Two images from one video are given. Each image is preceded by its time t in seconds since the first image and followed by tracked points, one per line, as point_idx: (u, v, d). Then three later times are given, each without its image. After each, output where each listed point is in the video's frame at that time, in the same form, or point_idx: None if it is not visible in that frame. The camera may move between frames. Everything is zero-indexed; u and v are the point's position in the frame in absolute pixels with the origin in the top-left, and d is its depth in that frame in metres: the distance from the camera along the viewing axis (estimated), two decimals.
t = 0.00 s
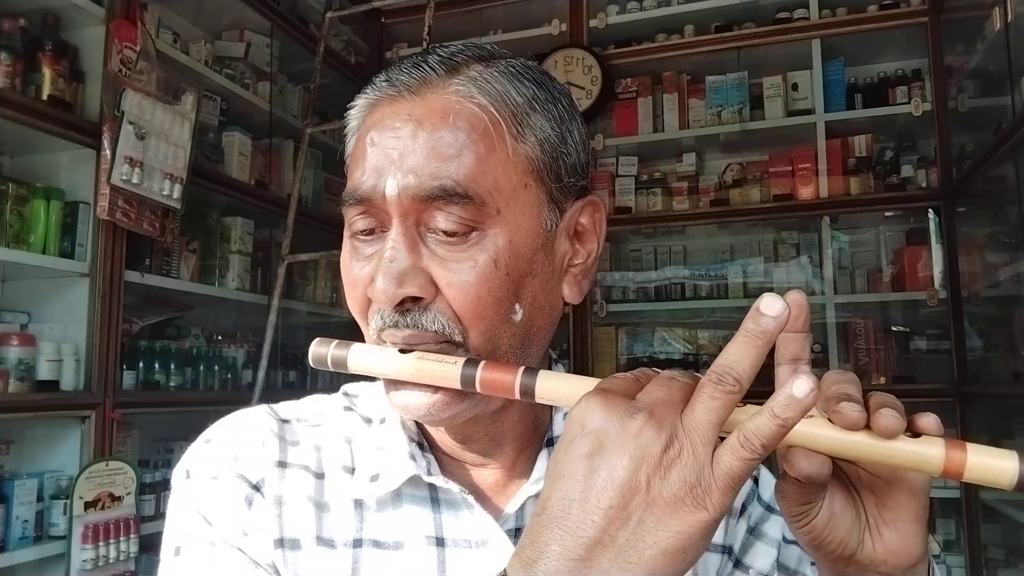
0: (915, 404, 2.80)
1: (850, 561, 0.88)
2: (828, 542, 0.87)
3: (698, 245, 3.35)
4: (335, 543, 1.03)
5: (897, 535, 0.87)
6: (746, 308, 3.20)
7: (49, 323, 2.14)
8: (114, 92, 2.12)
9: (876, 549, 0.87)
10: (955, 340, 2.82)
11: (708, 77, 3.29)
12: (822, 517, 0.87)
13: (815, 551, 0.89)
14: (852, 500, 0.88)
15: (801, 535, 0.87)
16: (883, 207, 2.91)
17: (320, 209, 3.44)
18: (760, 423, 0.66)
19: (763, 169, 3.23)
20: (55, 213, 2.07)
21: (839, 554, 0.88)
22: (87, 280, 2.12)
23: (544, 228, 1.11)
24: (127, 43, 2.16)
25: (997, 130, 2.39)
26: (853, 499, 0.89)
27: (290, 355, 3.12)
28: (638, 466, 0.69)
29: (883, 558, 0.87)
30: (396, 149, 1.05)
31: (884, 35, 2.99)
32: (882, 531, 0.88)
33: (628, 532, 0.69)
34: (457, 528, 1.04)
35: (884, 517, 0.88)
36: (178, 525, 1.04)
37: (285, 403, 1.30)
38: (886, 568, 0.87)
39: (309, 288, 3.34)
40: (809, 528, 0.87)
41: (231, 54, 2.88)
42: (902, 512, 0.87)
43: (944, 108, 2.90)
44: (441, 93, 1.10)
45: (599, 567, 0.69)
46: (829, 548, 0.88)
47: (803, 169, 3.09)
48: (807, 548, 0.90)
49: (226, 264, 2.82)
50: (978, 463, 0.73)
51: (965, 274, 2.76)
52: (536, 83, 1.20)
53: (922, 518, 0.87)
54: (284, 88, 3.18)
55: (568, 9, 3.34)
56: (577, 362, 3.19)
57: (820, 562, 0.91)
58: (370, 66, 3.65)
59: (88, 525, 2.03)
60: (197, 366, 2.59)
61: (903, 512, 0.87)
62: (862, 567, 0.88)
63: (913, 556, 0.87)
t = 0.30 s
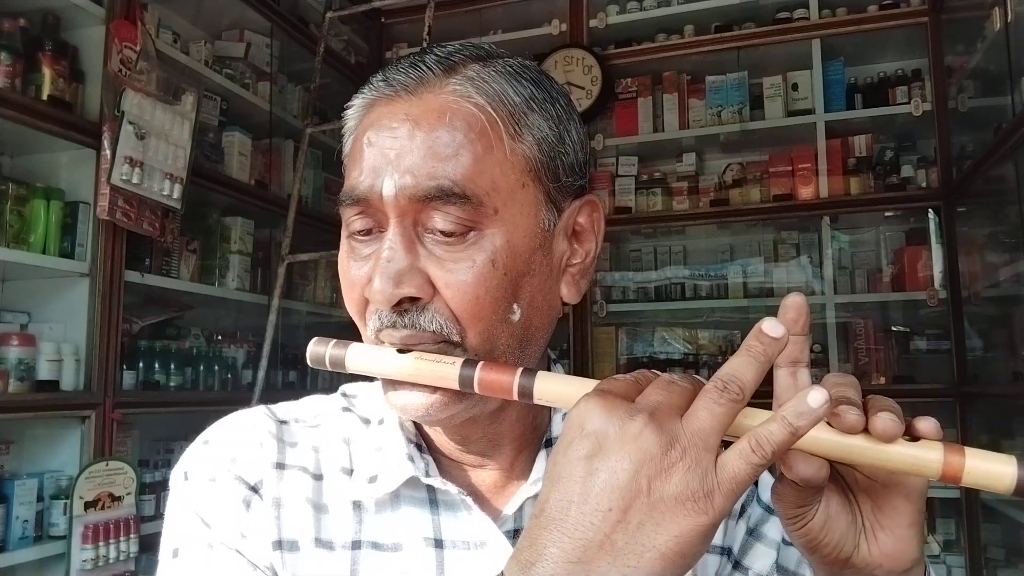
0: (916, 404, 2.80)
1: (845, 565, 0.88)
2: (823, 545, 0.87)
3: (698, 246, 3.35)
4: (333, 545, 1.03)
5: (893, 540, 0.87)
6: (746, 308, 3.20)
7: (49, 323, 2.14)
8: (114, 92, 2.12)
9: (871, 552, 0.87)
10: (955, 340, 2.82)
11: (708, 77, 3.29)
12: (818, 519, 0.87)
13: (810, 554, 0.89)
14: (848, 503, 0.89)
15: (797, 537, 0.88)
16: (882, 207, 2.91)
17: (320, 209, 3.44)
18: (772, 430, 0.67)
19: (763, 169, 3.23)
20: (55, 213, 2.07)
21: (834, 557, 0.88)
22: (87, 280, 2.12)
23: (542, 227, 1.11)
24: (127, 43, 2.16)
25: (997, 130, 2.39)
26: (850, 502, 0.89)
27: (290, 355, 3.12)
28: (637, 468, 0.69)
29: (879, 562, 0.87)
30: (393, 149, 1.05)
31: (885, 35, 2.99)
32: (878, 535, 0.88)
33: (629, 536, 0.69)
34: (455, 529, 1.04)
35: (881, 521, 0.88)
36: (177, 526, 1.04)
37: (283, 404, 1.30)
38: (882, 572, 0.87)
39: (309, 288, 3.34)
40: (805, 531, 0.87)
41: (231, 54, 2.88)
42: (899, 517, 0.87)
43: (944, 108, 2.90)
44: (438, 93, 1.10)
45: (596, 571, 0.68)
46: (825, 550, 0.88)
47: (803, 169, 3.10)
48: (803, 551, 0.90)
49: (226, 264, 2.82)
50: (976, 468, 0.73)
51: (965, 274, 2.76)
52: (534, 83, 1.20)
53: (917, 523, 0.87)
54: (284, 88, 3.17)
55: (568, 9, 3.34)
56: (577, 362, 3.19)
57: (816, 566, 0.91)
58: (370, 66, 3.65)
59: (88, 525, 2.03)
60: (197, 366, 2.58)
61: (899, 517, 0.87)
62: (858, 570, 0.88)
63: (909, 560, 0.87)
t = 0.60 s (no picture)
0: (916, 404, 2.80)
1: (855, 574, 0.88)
2: (833, 556, 0.88)
3: (698, 245, 3.35)
4: (332, 547, 1.03)
5: (901, 549, 0.87)
6: (746, 308, 3.20)
7: (49, 323, 2.14)
8: (113, 92, 2.12)
9: (880, 562, 0.87)
10: (955, 340, 2.82)
11: (708, 78, 3.29)
12: (827, 531, 0.87)
13: (820, 564, 0.90)
14: (858, 514, 0.89)
15: (807, 549, 0.88)
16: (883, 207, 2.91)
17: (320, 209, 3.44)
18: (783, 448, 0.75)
19: (763, 169, 3.23)
20: (55, 213, 2.07)
21: (843, 568, 0.88)
22: (87, 280, 2.12)
23: (544, 225, 1.11)
24: (127, 43, 2.16)
25: (997, 130, 2.39)
26: (859, 513, 0.89)
27: (290, 355, 3.12)
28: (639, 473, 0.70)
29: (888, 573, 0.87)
30: (397, 147, 1.05)
31: (884, 35, 2.99)
32: (887, 545, 0.87)
33: (637, 548, 0.69)
34: (456, 530, 1.04)
35: (889, 531, 0.88)
36: (177, 528, 1.05)
37: (283, 404, 1.30)
38: None
39: (309, 288, 3.34)
40: (814, 543, 0.87)
41: (231, 54, 2.88)
42: (908, 527, 0.87)
43: (944, 108, 2.90)
44: (441, 91, 1.10)
45: None
46: (834, 561, 0.88)
47: (803, 169, 3.10)
48: (813, 562, 0.90)
49: (226, 264, 2.82)
50: (983, 477, 0.73)
51: (965, 274, 2.76)
52: (535, 81, 1.20)
53: (926, 534, 0.86)
54: (284, 88, 3.17)
55: (568, 9, 3.34)
56: (577, 362, 3.19)
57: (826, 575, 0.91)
58: (370, 66, 3.65)
59: (88, 525, 2.03)
60: (197, 367, 2.58)
61: (908, 528, 0.87)
62: None
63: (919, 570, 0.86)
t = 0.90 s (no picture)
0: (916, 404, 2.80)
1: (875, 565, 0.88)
2: (854, 548, 0.88)
3: (698, 246, 3.35)
4: (329, 543, 1.03)
5: (922, 539, 0.86)
6: (746, 308, 3.20)
7: (49, 323, 2.14)
8: (113, 92, 2.12)
9: (901, 554, 0.87)
10: (955, 340, 2.81)
11: (708, 77, 3.29)
12: (847, 523, 0.87)
13: (841, 556, 0.90)
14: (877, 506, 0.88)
15: (827, 541, 0.89)
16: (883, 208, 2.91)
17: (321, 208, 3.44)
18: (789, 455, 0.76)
19: (763, 169, 3.23)
20: (56, 213, 2.07)
21: (864, 559, 0.88)
22: (87, 279, 2.12)
23: (548, 223, 1.11)
24: (127, 43, 2.16)
25: (997, 130, 2.39)
26: (878, 505, 0.88)
27: (290, 355, 3.12)
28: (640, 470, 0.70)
29: (910, 564, 0.87)
30: (402, 146, 1.05)
31: (884, 35, 2.99)
32: (907, 536, 0.87)
33: (646, 543, 0.69)
34: (454, 526, 1.04)
35: (909, 522, 0.87)
36: (175, 525, 1.04)
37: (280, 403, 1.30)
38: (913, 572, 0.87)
39: (309, 287, 3.34)
40: (835, 535, 0.88)
41: (231, 54, 2.88)
42: (927, 518, 0.86)
43: (944, 108, 2.89)
44: (443, 90, 1.10)
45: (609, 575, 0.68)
46: (855, 553, 0.88)
47: (803, 169, 3.10)
48: (835, 553, 0.91)
49: (226, 263, 2.82)
50: (992, 472, 0.72)
51: (965, 274, 2.76)
52: (534, 81, 1.20)
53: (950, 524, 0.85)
54: (284, 88, 3.17)
55: (568, 9, 3.34)
56: (577, 363, 3.19)
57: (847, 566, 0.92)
58: (370, 66, 3.65)
59: (88, 525, 2.03)
60: (197, 366, 2.58)
61: (930, 519, 0.86)
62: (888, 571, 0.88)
63: (940, 559, 0.86)
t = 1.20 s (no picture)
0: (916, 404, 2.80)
1: (825, 553, 0.90)
2: (811, 535, 0.89)
3: (698, 245, 3.35)
4: (330, 544, 1.03)
5: (873, 533, 0.88)
6: (746, 308, 3.20)
7: (49, 324, 2.14)
8: (113, 92, 2.12)
9: (851, 543, 0.89)
10: (955, 340, 2.82)
11: (708, 78, 3.29)
12: (810, 513, 0.88)
13: (796, 542, 0.91)
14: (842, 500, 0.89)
15: (787, 527, 0.89)
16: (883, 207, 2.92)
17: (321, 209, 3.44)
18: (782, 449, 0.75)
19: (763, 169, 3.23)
20: (55, 213, 2.07)
21: (817, 547, 0.90)
22: (87, 280, 2.12)
23: (546, 225, 1.11)
24: (127, 43, 2.16)
25: (997, 130, 2.39)
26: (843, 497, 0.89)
27: (290, 355, 3.12)
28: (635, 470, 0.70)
29: (858, 554, 0.88)
30: (398, 151, 1.05)
31: (884, 35, 2.99)
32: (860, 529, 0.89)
33: (629, 544, 0.69)
34: (454, 528, 1.04)
35: (867, 515, 0.88)
36: (176, 525, 1.04)
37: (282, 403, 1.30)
38: (859, 562, 0.89)
39: (309, 288, 3.34)
40: (796, 522, 0.89)
41: (231, 54, 2.88)
42: (884, 515, 0.87)
43: (943, 108, 2.90)
44: (440, 94, 1.10)
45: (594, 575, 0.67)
46: (812, 541, 0.89)
47: (803, 169, 3.10)
48: (790, 539, 0.92)
49: (226, 264, 2.82)
50: (994, 468, 0.72)
51: (965, 273, 2.76)
52: (531, 82, 1.20)
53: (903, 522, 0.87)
54: (284, 88, 3.17)
55: (568, 9, 3.34)
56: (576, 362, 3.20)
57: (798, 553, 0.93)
58: (370, 66, 3.65)
59: (88, 525, 2.03)
60: (197, 367, 2.58)
61: (888, 514, 0.87)
62: (836, 559, 0.90)
63: (888, 555, 0.88)
